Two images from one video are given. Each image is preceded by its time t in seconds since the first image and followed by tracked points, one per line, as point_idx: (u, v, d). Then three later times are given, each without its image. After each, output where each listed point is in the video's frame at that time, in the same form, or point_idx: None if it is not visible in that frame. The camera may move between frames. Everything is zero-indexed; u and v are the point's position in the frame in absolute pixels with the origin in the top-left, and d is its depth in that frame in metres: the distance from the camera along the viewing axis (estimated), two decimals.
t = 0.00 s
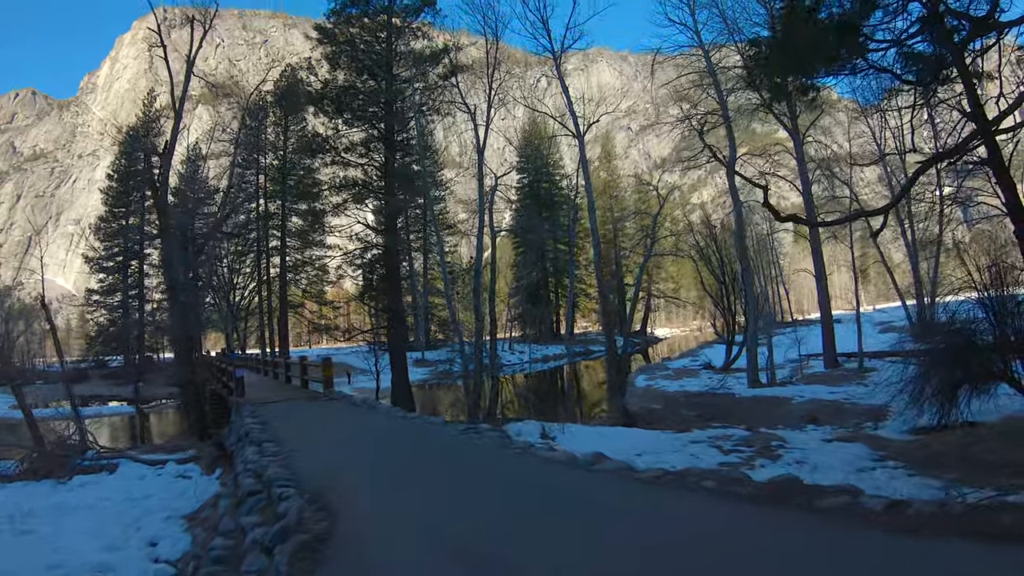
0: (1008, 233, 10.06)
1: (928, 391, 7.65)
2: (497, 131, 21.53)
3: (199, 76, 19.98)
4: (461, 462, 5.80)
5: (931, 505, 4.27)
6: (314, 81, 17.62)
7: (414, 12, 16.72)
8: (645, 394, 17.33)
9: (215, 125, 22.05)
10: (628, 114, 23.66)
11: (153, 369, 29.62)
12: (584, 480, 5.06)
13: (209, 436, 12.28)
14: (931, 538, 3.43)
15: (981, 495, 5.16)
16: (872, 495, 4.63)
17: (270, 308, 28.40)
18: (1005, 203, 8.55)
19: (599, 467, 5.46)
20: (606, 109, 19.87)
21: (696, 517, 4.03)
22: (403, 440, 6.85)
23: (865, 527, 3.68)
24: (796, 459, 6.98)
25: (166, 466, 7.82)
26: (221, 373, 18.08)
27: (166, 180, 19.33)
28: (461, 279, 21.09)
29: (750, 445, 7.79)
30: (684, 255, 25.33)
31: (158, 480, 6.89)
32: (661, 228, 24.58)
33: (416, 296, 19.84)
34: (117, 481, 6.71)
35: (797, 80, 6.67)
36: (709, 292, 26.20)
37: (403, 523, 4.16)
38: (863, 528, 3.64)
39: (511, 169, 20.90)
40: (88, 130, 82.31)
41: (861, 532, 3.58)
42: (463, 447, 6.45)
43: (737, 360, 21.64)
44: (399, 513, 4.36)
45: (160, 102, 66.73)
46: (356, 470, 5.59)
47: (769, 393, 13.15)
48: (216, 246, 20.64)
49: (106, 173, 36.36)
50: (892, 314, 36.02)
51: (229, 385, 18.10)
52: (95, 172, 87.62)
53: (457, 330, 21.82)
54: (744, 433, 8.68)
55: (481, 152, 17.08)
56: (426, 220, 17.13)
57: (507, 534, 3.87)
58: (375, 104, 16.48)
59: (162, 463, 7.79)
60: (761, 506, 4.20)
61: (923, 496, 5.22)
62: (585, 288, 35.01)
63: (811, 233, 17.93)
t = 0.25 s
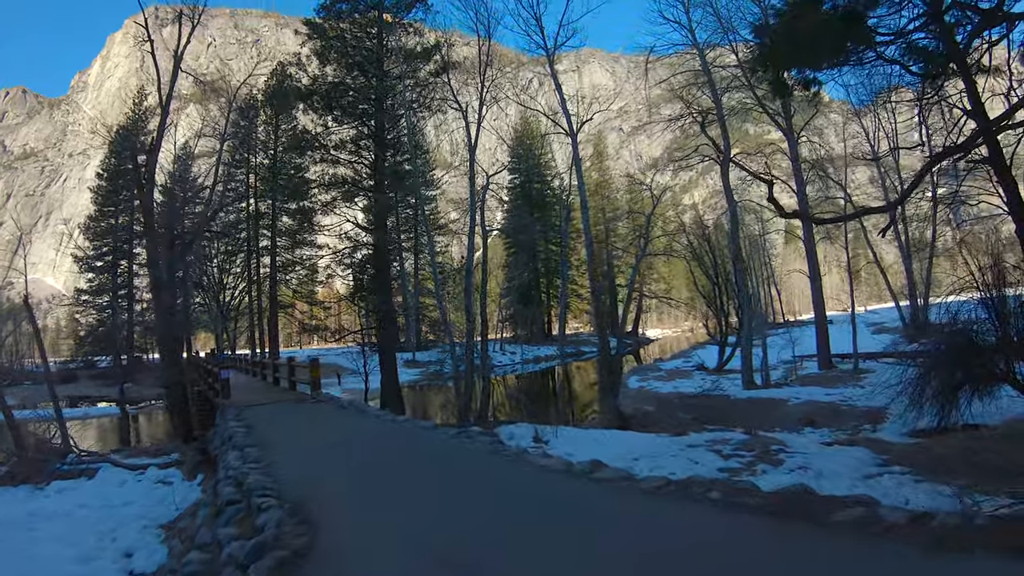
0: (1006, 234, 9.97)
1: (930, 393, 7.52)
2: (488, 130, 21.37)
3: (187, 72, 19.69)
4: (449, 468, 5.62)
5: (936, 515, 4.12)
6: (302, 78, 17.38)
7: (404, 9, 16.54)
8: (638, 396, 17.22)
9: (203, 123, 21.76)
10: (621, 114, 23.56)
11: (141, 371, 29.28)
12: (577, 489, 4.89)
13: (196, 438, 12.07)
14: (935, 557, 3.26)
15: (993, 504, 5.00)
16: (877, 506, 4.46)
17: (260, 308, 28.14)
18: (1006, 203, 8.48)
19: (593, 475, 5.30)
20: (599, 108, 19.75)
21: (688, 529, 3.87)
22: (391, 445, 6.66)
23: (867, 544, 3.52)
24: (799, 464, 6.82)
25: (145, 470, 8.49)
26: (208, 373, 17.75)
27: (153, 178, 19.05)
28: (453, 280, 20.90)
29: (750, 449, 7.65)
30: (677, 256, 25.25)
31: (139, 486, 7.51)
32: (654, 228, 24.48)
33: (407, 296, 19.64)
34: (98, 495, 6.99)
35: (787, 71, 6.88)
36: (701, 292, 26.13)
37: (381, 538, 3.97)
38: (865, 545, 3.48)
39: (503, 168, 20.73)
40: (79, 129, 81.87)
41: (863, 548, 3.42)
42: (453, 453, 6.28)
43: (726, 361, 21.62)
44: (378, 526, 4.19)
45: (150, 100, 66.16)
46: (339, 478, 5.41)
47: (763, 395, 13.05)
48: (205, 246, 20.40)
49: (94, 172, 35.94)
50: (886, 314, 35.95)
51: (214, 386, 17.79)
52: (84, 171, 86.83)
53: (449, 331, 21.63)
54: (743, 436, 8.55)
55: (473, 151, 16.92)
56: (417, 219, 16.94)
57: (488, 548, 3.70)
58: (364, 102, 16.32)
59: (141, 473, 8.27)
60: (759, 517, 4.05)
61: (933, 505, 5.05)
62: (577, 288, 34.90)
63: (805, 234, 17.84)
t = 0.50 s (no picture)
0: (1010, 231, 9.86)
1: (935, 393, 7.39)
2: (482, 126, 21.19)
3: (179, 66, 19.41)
4: (446, 471, 5.41)
5: (963, 524, 3.95)
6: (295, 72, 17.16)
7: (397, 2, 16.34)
8: (635, 394, 17.09)
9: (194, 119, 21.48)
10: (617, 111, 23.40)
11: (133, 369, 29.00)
12: (579, 494, 4.70)
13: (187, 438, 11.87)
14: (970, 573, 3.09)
15: (1016, 510, 4.85)
16: (895, 514, 4.27)
17: (252, 306, 27.90)
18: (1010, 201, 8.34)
19: (598, 480, 5.10)
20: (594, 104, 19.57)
21: (697, 539, 3.67)
22: (386, 447, 6.44)
23: (892, 557, 3.35)
24: (809, 466, 6.66)
25: (132, 470, 8.46)
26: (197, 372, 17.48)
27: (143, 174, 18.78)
28: (446, 276, 20.71)
29: (755, 450, 7.51)
30: (672, 253, 25.13)
31: (123, 488, 7.49)
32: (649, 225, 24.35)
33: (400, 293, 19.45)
34: (82, 497, 6.85)
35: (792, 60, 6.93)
36: (698, 289, 26.02)
37: (372, 544, 3.75)
38: (888, 560, 3.28)
39: (497, 164, 20.55)
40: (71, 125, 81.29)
41: (886, 564, 3.22)
42: (451, 455, 6.05)
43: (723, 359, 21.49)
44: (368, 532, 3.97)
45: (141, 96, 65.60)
46: (331, 481, 5.20)
47: (763, 393, 12.93)
48: (197, 242, 20.15)
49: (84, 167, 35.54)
50: (883, 312, 35.88)
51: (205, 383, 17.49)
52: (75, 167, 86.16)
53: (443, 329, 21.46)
54: (746, 436, 8.41)
55: (468, 145, 16.73)
56: (411, 216, 16.76)
57: (485, 557, 3.50)
58: (358, 96, 16.11)
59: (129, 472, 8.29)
60: (773, 527, 3.85)
61: (954, 511, 4.89)
62: (572, 286, 34.77)
63: (803, 231, 17.73)
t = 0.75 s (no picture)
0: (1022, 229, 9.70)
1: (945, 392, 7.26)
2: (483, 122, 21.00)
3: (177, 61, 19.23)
4: (449, 475, 5.21)
5: (1003, 535, 3.80)
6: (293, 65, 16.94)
7: None
8: (637, 393, 16.94)
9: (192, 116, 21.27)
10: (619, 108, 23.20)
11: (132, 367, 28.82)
12: (585, 498, 4.57)
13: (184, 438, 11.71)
14: None
15: None
16: (923, 524, 4.09)
17: (251, 303, 27.72)
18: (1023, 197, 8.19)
19: (607, 484, 4.97)
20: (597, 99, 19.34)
21: (715, 549, 3.48)
22: (387, 449, 6.24)
23: (931, 570, 3.21)
24: (825, 469, 6.51)
25: (123, 472, 8.40)
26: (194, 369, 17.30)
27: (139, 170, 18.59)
28: (446, 274, 20.53)
29: (766, 452, 7.36)
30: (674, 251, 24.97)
31: (114, 490, 7.47)
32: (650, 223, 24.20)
33: (399, 291, 19.27)
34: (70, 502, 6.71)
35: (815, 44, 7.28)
36: (699, 288, 25.86)
37: (367, 554, 3.56)
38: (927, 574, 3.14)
39: (497, 161, 20.36)
40: (70, 122, 80.89)
41: None
42: (454, 458, 5.86)
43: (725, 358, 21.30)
44: (366, 540, 3.77)
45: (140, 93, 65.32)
46: (329, 485, 5.00)
47: (767, 392, 12.78)
48: (195, 238, 19.98)
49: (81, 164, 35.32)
50: (885, 312, 35.66)
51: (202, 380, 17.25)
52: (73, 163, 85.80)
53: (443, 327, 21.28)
54: (756, 437, 8.26)
55: (468, 141, 16.54)
56: (410, 212, 16.57)
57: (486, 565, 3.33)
58: (357, 90, 15.93)
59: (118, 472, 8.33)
60: (794, 539, 3.66)
61: (986, 519, 4.74)
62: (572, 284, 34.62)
63: (807, 228, 17.56)
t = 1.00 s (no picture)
0: None
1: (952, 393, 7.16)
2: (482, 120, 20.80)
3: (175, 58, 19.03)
4: (448, 482, 5.07)
5: None
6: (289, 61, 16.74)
7: None
8: (637, 394, 16.79)
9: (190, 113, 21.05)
10: (618, 106, 23.03)
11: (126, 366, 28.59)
12: (589, 506, 4.44)
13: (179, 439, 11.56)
14: None
15: None
16: (955, 539, 3.92)
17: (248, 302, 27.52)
18: None
19: (613, 493, 4.85)
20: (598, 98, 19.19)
21: (733, 565, 3.32)
22: (385, 454, 6.10)
23: None
24: (840, 475, 6.37)
25: (110, 478, 8.30)
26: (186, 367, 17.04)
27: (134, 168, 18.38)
28: (445, 273, 20.36)
29: (777, 457, 7.22)
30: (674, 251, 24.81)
31: (101, 495, 7.36)
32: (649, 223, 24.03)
33: (397, 290, 19.07)
34: (56, 511, 6.51)
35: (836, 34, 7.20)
36: (699, 288, 25.70)
37: (362, 566, 3.43)
38: None
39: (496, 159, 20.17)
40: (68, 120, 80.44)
41: None
42: (456, 465, 5.66)
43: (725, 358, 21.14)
44: (361, 556, 3.57)
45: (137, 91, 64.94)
46: (325, 495, 4.83)
47: (769, 394, 12.64)
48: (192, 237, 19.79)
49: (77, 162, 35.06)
50: (885, 312, 35.52)
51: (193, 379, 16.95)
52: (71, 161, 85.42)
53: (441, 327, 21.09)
54: (764, 441, 8.11)
55: (467, 138, 16.34)
56: (408, 210, 16.38)
57: None
58: (355, 86, 15.75)
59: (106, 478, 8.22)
60: (820, 555, 3.53)
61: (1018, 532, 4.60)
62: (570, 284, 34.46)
63: (809, 228, 17.40)
